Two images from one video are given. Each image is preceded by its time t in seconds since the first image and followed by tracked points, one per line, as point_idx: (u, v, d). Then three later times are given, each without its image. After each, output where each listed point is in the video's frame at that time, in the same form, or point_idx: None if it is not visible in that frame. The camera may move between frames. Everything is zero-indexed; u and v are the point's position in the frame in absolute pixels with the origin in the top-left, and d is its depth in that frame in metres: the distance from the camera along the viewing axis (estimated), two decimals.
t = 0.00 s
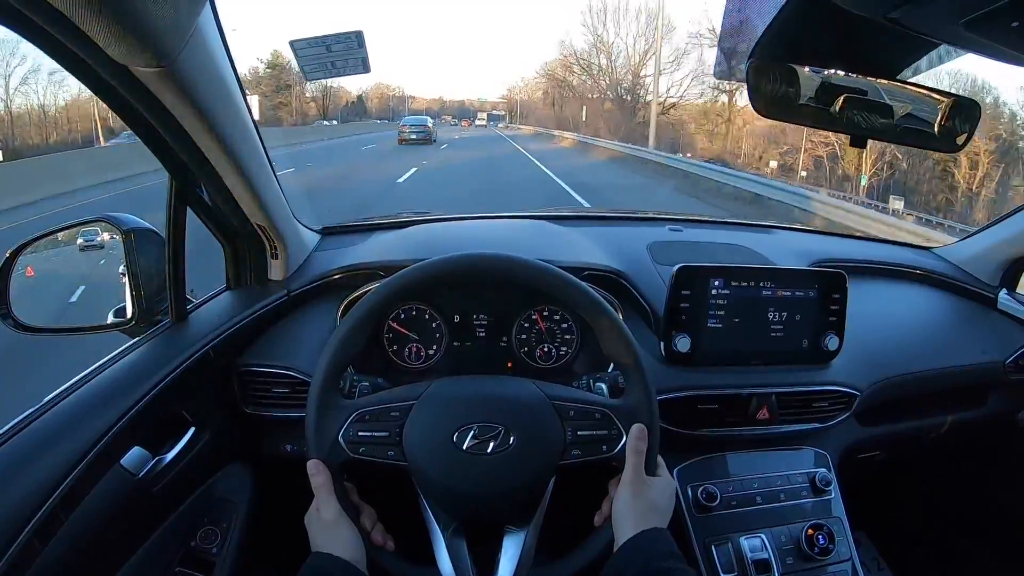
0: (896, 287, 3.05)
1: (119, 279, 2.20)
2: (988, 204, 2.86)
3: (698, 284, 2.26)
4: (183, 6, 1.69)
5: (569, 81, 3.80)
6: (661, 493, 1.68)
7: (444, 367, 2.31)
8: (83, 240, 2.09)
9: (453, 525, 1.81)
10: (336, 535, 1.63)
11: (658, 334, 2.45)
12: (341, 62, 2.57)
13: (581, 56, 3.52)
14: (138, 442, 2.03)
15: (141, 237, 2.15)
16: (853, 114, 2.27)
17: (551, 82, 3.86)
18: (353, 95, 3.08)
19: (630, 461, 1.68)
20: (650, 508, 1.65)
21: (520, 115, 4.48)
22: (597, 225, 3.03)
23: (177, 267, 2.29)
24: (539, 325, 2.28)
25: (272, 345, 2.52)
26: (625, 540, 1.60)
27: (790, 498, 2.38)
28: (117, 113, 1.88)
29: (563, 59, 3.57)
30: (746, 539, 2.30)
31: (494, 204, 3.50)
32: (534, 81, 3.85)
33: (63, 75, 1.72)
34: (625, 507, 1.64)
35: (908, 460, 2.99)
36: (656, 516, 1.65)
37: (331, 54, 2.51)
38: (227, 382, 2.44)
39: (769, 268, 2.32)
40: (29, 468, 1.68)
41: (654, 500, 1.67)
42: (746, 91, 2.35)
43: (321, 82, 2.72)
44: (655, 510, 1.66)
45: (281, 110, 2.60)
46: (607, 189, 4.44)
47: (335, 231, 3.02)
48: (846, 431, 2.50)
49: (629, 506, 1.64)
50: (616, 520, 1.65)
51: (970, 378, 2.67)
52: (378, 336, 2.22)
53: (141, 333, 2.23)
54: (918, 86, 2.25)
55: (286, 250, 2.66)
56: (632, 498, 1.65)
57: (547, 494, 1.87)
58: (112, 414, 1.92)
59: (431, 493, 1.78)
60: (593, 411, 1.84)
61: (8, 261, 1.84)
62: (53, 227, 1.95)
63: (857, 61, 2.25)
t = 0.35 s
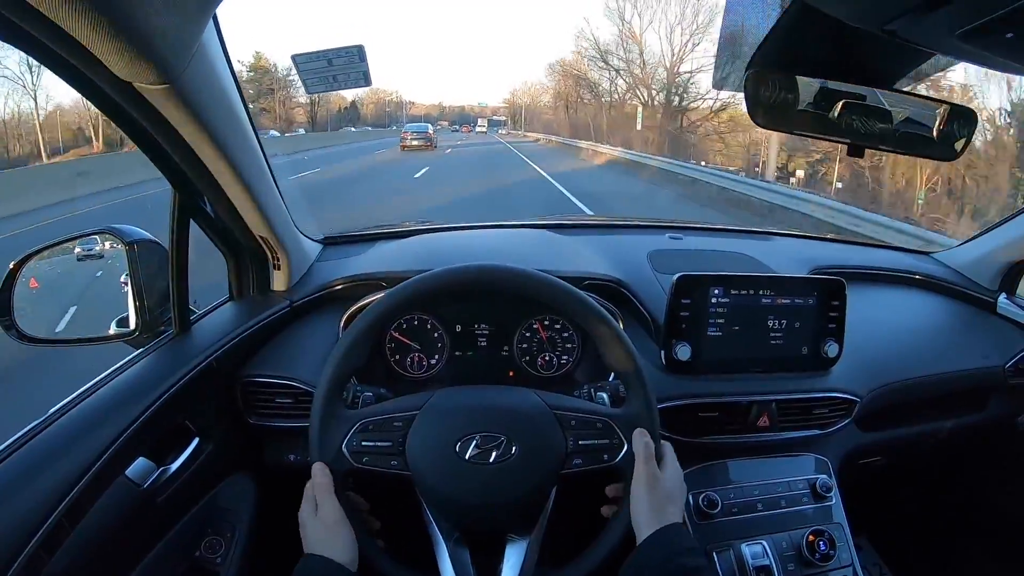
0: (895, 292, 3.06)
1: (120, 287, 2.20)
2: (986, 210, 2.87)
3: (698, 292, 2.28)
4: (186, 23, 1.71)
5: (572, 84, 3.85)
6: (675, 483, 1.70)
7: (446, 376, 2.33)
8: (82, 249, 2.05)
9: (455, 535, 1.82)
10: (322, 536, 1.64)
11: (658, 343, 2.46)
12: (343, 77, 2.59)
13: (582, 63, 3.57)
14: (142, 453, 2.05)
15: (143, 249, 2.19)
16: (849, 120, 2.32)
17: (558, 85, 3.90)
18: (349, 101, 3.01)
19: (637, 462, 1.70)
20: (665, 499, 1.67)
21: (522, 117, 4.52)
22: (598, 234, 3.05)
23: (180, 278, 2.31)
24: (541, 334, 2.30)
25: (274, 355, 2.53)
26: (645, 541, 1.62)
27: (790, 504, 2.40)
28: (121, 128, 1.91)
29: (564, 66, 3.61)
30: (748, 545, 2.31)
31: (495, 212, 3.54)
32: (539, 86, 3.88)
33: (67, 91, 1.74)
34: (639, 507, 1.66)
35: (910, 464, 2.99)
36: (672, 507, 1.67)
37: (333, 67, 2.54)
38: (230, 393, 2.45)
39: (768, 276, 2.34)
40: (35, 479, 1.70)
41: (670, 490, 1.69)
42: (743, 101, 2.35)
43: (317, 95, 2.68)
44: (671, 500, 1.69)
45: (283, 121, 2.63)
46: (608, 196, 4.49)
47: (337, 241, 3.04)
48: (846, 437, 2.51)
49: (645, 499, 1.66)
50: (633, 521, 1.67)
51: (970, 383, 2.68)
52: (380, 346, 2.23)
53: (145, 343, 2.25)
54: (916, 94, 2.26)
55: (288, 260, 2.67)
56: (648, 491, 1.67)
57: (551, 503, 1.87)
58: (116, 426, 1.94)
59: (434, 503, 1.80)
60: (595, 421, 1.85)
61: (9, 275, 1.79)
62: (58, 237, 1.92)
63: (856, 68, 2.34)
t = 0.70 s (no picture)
0: (895, 290, 3.05)
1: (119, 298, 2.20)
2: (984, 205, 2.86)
3: (695, 294, 2.26)
4: (175, 32, 1.71)
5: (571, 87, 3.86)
6: (661, 407, 1.63)
7: (443, 382, 2.32)
8: (80, 261, 2.04)
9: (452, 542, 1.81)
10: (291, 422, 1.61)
11: (655, 346, 2.45)
12: (333, 85, 2.60)
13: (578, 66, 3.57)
14: (139, 462, 2.04)
15: (140, 261, 2.17)
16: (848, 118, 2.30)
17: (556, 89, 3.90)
18: (342, 110, 2.98)
19: (612, 412, 1.70)
20: (654, 424, 1.61)
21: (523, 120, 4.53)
22: (595, 237, 3.04)
23: (176, 288, 2.30)
24: (538, 339, 2.29)
25: (272, 364, 2.52)
26: (641, 458, 1.53)
27: (792, 505, 2.35)
28: (112, 138, 1.90)
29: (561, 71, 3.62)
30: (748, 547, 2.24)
31: (493, 218, 3.54)
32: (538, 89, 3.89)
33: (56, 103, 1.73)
34: (628, 443, 1.61)
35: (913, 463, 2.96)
36: (665, 430, 1.60)
37: (321, 76, 2.55)
38: (227, 402, 2.44)
39: (766, 276, 2.33)
40: (29, 490, 1.69)
41: (657, 415, 1.63)
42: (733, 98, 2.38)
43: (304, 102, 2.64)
44: (661, 422, 1.62)
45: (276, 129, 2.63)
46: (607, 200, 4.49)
47: (334, 249, 3.03)
48: (847, 437, 2.49)
49: (632, 433, 1.60)
50: (630, 459, 1.59)
51: (972, 380, 2.66)
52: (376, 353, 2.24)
53: (142, 353, 2.24)
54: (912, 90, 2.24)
55: (285, 269, 2.67)
56: (633, 424, 1.61)
57: (545, 507, 1.89)
58: (112, 436, 1.93)
59: (430, 510, 1.78)
60: (590, 426, 1.87)
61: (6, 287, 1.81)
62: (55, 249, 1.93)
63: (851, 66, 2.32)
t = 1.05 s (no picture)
0: (895, 282, 3.03)
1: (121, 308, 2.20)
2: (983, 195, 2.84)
3: (693, 292, 2.25)
4: (163, 45, 1.71)
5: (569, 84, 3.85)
6: (659, 401, 1.63)
7: (443, 386, 2.32)
8: (78, 274, 2.04)
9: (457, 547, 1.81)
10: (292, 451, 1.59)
11: (655, 344, 2.45)
12: (324, 93, 2.61)
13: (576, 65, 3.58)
14: (141, 473, 2.04)
15: (138, 273, 2.18)
16: (846, 110, 2.26)
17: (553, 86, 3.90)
18: (335, 114, 3.00)
19: (611, 409, 1.70)
20: (653, 418, 1.61)
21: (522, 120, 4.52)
22: (593, 237, 3.04)
23: (174, 299, 2.31)
24: (537, 340, 2.29)
25: (272, 372, 2.52)
26: (642, 454, 1.53)
27: (796, 501, 2.34)
28: (105, 153, 1.90)
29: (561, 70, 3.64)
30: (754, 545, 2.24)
31: (489, 222, 3.56)
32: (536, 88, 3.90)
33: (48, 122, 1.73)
34: (627, 439, 1.61)
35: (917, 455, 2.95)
36: (663, 423, 1.60)
37: (314, 84, 2.54)
38: (228, 412, 2.44)
39: (764, 272, 2.32)
40: (32, 504, 1.69)
41: (655, 410, 1.63)
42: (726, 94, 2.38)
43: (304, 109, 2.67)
44: (660, 416, 1.61)
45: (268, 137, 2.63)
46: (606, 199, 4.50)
47: (332, 255, 3.03)
48: (849, 431, 2.49)
49: (631, 428, 1.61)
50: (630, 455, 1.59)
51: (975, 370, 2.65)
52: (376, 358, 2.23)
53: (142, 364, 2.24)
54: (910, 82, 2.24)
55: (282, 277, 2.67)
56: (631, 419, 1.62)
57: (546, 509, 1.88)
58: (114, 448, 1.93)
59: (433, 516, 1.78)
60: (590, 424, 1.88)
61: (8, 301, 1.80)
62: (55, 262, 1.92)
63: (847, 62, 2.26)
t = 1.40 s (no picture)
0: (895, 266, 3.00)
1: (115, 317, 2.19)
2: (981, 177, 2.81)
3: (689, 282, 2.22)
4: (139, 48, 1.69)
5: (564, 76, 3.82)
6: (661, 424, 1.58)
7: (439, 384, 2.29)
8: (73, 284, 2.05)
9: (454, 547, 1.79)
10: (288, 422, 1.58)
11: (651, 336, 2.42)
12: (307, 92, 2.58)
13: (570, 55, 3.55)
14: (137, 479, 2.01)
15: (128, 279, 2.15)
16: (841, 94, 2.24)
17: (547, 79, 3.87)
18: (324, 113, 2.98)
19: (610, 424, 1.65)
20: (654, 440, 1.55)
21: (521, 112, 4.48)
22: (588, 230, 3.01)
23: (165, 303, 2.26)
24: (533, 335, 2.27)
25: (267, 375, 2.50)
26: (639, 476, 1.49)
27: (799, 491, 2.31)
28: (86, 159, 1.87)
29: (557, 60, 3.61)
30: (755, 537, 2.20)
31: (484, 219, 3.54)
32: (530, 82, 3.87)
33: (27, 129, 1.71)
34: (626, 459, 1.56)
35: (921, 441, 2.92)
36: (664, 446, 1.55)
37: (295, 83, 2.51)
38: (224, 417, 2.42)
39: (761, 261, 2.29)
40: (25, 512, 1.66)
41: (656, 431, 1.57)
42: (714, 81, 2.35)
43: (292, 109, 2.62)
44: (661, 439, 1.56)
45: (255, 138, 2.61)
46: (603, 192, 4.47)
47: (325, 256, 3.00)
48: (851, 419, 2.46)
49: (630, 449, 1.55)
50: (628, 477, 1.54)
51: (977, 354, 2.62)
52: (371, 357, 2.21)
53: (137, 370, 2.22)
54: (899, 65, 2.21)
55: (275, 279, 2.64)
56: (631, 439, 1.57)
57: (539, 511, 1.84)
58: (107, 454, 1.91)
59: (429, 518, 1.75)
60: (587, 434, 1.82)
61: None
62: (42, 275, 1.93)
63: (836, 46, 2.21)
